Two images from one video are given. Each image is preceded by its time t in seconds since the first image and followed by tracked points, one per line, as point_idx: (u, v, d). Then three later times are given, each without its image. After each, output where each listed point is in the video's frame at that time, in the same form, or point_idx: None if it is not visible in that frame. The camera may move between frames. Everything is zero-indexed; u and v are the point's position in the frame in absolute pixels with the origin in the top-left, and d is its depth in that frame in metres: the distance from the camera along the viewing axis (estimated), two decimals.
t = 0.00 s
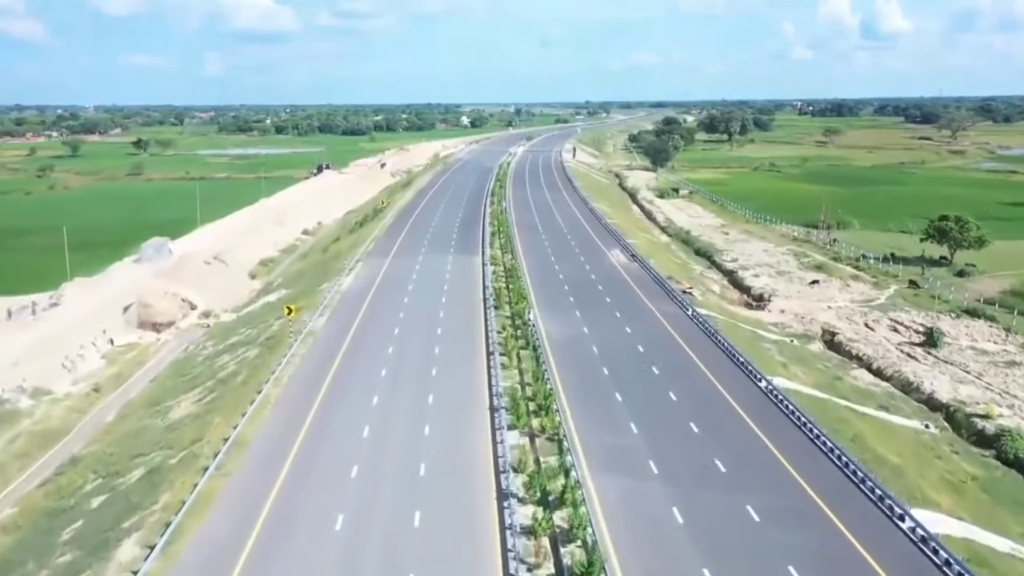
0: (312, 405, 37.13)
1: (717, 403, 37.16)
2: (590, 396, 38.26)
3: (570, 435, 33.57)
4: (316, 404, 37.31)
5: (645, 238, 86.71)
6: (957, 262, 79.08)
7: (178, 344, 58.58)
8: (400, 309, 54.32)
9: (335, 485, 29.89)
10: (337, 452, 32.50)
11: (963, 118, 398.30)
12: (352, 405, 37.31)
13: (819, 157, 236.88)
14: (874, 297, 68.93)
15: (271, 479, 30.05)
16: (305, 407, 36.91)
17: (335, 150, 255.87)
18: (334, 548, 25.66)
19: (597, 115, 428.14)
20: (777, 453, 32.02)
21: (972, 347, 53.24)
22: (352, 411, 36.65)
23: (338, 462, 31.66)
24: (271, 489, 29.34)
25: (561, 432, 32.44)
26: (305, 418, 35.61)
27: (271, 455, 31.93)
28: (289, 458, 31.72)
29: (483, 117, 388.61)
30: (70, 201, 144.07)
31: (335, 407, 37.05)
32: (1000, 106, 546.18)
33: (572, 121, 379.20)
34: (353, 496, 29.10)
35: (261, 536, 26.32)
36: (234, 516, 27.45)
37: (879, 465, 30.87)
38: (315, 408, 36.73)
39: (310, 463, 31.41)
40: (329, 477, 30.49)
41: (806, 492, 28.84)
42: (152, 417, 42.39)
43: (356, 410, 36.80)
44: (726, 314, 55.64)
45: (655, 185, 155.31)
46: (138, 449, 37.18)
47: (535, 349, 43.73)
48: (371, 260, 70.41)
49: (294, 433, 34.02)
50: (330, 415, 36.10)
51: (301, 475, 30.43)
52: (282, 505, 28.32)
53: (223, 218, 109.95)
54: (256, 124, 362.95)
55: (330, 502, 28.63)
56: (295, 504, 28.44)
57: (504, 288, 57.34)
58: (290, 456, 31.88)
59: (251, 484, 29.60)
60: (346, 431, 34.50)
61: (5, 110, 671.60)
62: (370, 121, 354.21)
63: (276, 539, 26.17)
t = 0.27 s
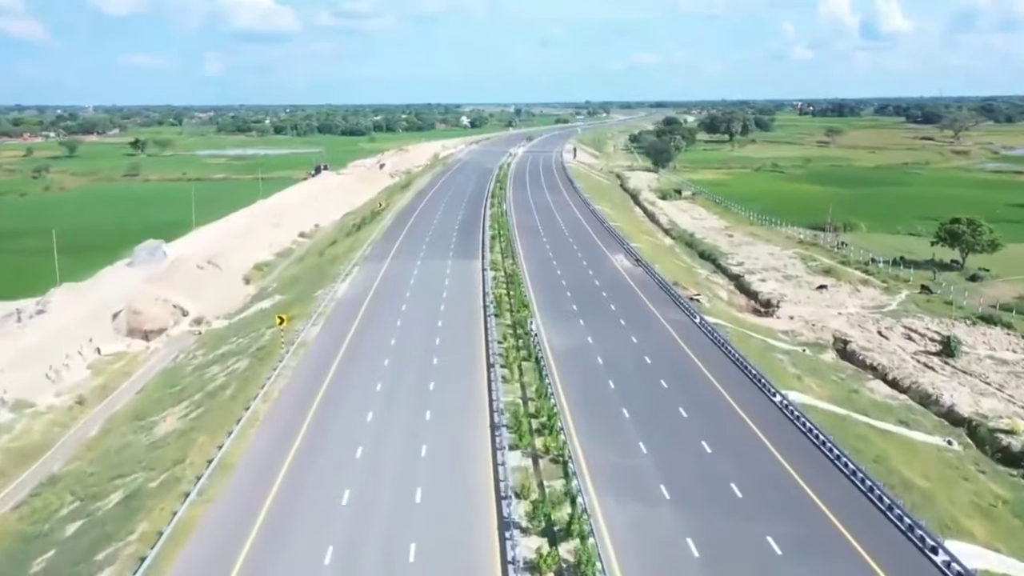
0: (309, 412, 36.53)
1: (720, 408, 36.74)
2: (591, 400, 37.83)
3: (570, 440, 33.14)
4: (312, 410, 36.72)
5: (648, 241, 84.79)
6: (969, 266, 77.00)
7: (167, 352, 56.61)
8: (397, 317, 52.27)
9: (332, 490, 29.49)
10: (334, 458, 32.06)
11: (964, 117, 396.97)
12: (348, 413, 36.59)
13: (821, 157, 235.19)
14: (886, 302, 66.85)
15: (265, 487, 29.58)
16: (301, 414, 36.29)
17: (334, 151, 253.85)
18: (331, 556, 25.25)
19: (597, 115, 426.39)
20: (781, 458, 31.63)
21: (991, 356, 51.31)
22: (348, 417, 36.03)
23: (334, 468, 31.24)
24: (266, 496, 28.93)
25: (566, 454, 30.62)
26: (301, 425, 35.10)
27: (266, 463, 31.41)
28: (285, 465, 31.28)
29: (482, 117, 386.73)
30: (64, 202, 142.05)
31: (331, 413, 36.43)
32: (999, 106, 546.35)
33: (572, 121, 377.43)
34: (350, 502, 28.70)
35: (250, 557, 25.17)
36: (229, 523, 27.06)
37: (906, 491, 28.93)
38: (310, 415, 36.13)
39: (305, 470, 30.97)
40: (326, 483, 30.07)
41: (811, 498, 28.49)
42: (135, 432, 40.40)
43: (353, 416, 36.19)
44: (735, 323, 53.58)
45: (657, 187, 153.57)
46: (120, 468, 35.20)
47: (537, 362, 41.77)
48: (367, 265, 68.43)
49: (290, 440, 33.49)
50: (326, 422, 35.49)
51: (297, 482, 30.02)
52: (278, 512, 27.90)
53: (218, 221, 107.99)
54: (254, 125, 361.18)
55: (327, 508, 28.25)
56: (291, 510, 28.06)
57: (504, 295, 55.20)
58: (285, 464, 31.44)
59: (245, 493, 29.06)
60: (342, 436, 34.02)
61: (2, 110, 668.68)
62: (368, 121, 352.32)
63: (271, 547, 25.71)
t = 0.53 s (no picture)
0: (307, 416, 35.98)
1: (725, 412, 36.26)
2: (593, 403, 37.41)
3: (572, 445, 32.71)
4: (310, 415, 36.14)
5: (653, 245, 82.65)
6: (984, 271, 74.87)
7: (156, 363, 54.45)
8: (394, 328, 49.99)
9: (331, 495, 29.16)
10: (332, 462, 31.62)
11: (967, 117, 395.22)
12: (345, 421, 35.68)
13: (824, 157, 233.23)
14: (900, 310, 64.63)
15: (256, 506, 28.36)
16: (298, 419, 35.69)
17: (332, 151, 251.71)
18: (330, 561, 24.98)
19: (598, 115, 424.54)
20: (787, 466, 31.25)
21: (1015, 368, 49.20)
22: (347, 422, 35.45)
23: (333, 473, 30.87)
24: (263, 502, 28.64)
25: (574, 482, 28.30)
26: (298, 429, 34.61)
27: (263, 469, 30.99)
28: (283, 470, 30.93)
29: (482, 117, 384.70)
30: (57, 204, 139.66)
31: (329, 418, 35.82)
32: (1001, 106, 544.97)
33: (572, 121, 375.51)
34: (348, 507, 28.38)
35: None
36: (225, 529, 26.75)
37: (942, 525, 26.84)
38: (308, 419, 35.62)
39: (303, 475, 30.59)
40: (324, 488, 29.75)
41: (817, 505, 28.18)
42: (117, 452, 38.27)
43: (351, 421, 35.64)
44: (746, 334, 51.33)
45: (659, 188, 151.62)
46: (98, 493, 33.06)
47: (541, 377, 39.60)
48: (364, 271, 66.31)
49: (288, 445, 33.06)
50: (324, 427, 34.95)
51: (294, 487, 29.69)
52: (275, 517, 27.59)
53: (212, 223, 105.85)
54: (253, 125, 358.79)
55: (325, 513, 27.93)
56: (289, 516, 27.76)
57: (506, 303, 52.86)
58: (283, 469, 31.07)
59: (235, 513, 27.86)
60: (341, 441, 33.56)
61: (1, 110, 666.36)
62: (368, 121, 350.36)
63: (265, 557, 25.19)
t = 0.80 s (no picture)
0: (303, 423, 34.98)
1: (732, 420, 35.40)
2: (597, 410, 36.55)
3: (576, 454, 31.89)
4: (307, 422, 35.15)
5: (658, 250, 80.51)
6: (1000, 276, 72.77)
7: (143, 375, 52.25)
8: (391, 337, 47.77)
9: (322, 528, 26.96)
10: (323, 491, 29.45)
11: (968, 117, 394.06)
12: (337, 441, 33.45)
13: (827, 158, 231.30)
14: (916, 318, 62.45)
15: (239, 540, 26.12)
16: (294, 427, 34.64)
17: (331, 151, 249.90)
18: None
19: (598, 115, 422.86)
20: (797, 476, 30.47)
21: None
22: (344, 431, 34.43)
23: (330, 483, 30.05)
24: (259, 515, 27.71)
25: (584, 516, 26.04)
26: (294, 437, 33.65)
27: (258, 480, 30.11)
28: (279, 479, 30.12)
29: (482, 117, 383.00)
30: (50, 207, 137.38)
31: (326, 426, 34.84)
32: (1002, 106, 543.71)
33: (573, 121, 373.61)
34: (341, 541, 26.23)
35: None
36: (219, 542, 25.99)
37: (987, 565, 24.69)
38: (305, 426, 34.65)
39: (299, 485, 29.77)
40: (321, 498, 28.96)
41: (838, 529, 26.75)
42: (96, 475, 36.04)
43: (349, 429, 34.63)
44: (760, 345, 49.07)
45: (662, 189, 149.88)
46: (73, 522, 30.79)
47: (547, 395, 37.28)
48: (362, 277, 64.14)
49: (284, 453, 32.19)
50: (320, 435, 33.96)
51: (290, 498, 28.90)
52: (271, 529, 26.82)
53: (207, 227, 103.67)
54: (251, 125, 356.42)
55: (315, 549, 25.72)
56: (285, 527, 27.00)
57: (508, 313, 50.57)
58: (279, 478, 30.25)
59: (215, 549, 25.60)
60: (338, 450, 32.65)
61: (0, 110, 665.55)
62: (367, 122, 348.68)
63: (263, 565, 24.70)
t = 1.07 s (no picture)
0: (300, 433, 34.00)
1: (741, 428, 34.56)
2: (602, 418, 35.73)
3: (580, 464, 31.11)
4: (303, 431, 34.18)
5: (663, 253, 78.62)
6: (1014, 281, 70.97)
7: (132, 386, 50.37)
8: (390, 347, 45.83)
9: (313, 561, 25.06)
10: (316, 519, 27.56)
11: (970, 116, 392.64)
12: (331, 463, 31.56)
13: (830, 158, 229.69)
14: (931, 325, 60.53)
15: None
16: (291, 437, 33.64)
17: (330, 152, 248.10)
18: None
19: (598, 115, 421.20)
20: (807, 486, 29.70)
21: None
22: (342, 441, 33.48)
23: (323, 511, 28.13)
24: (245, 547, 25.70)
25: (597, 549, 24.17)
26: (291, 447, 32.77)
27: (245, 508, 28.19)
28: (268, 506, 28.22)
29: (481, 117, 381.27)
30: (44, 208, 135.42)
31: (324, 436, 33.87)
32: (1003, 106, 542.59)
33: (573, 121, 371.84)
34: None
35: None
36: (207, 567, 24.61)
37: None
38: (302, 436, 33.70)
39: (292, 505, 28.39)
40: (315, 520, 27.57)
41: (868, 562, 24.90)
42: (77, 496, 34.10)
43: (347, 440, 33.65)
44: (773, 356, 47.08)
45: (665, 190, 148.09)
46: (48, 550, 28.83)
47: (552, 411, 35.41)
48: (359, 283, 62.22)
49: (277, 471, 30.79)
50: (318, 445, 33.03)
51: (280, 528, 26.95)
52: (261, 553, 25.45)
53: (202, 229, 101.77)
54: (250, 126, 354.09)
55: None
56: (276, 551, 25.62)
57: (511, 322, 48.55)
58: (271, 498, 28.87)
59: None
60: (336, 461, 31.79)
61: None
62: (366, 122, 346.89)
63: None
